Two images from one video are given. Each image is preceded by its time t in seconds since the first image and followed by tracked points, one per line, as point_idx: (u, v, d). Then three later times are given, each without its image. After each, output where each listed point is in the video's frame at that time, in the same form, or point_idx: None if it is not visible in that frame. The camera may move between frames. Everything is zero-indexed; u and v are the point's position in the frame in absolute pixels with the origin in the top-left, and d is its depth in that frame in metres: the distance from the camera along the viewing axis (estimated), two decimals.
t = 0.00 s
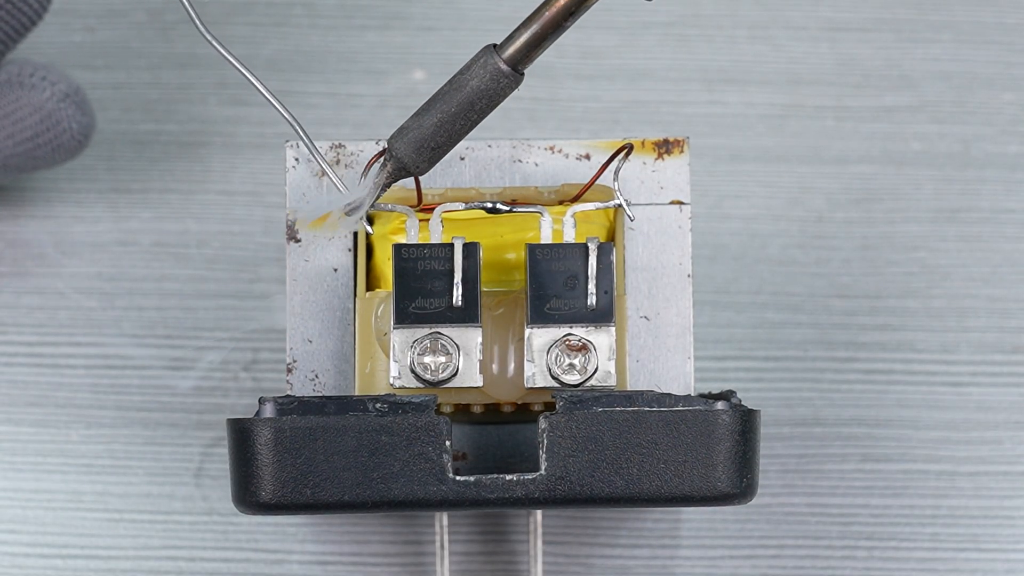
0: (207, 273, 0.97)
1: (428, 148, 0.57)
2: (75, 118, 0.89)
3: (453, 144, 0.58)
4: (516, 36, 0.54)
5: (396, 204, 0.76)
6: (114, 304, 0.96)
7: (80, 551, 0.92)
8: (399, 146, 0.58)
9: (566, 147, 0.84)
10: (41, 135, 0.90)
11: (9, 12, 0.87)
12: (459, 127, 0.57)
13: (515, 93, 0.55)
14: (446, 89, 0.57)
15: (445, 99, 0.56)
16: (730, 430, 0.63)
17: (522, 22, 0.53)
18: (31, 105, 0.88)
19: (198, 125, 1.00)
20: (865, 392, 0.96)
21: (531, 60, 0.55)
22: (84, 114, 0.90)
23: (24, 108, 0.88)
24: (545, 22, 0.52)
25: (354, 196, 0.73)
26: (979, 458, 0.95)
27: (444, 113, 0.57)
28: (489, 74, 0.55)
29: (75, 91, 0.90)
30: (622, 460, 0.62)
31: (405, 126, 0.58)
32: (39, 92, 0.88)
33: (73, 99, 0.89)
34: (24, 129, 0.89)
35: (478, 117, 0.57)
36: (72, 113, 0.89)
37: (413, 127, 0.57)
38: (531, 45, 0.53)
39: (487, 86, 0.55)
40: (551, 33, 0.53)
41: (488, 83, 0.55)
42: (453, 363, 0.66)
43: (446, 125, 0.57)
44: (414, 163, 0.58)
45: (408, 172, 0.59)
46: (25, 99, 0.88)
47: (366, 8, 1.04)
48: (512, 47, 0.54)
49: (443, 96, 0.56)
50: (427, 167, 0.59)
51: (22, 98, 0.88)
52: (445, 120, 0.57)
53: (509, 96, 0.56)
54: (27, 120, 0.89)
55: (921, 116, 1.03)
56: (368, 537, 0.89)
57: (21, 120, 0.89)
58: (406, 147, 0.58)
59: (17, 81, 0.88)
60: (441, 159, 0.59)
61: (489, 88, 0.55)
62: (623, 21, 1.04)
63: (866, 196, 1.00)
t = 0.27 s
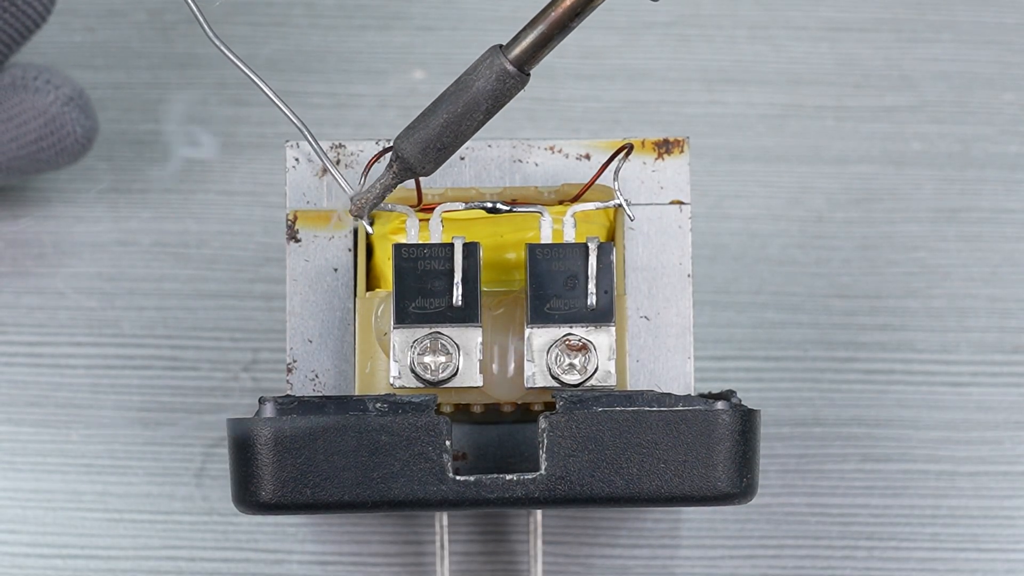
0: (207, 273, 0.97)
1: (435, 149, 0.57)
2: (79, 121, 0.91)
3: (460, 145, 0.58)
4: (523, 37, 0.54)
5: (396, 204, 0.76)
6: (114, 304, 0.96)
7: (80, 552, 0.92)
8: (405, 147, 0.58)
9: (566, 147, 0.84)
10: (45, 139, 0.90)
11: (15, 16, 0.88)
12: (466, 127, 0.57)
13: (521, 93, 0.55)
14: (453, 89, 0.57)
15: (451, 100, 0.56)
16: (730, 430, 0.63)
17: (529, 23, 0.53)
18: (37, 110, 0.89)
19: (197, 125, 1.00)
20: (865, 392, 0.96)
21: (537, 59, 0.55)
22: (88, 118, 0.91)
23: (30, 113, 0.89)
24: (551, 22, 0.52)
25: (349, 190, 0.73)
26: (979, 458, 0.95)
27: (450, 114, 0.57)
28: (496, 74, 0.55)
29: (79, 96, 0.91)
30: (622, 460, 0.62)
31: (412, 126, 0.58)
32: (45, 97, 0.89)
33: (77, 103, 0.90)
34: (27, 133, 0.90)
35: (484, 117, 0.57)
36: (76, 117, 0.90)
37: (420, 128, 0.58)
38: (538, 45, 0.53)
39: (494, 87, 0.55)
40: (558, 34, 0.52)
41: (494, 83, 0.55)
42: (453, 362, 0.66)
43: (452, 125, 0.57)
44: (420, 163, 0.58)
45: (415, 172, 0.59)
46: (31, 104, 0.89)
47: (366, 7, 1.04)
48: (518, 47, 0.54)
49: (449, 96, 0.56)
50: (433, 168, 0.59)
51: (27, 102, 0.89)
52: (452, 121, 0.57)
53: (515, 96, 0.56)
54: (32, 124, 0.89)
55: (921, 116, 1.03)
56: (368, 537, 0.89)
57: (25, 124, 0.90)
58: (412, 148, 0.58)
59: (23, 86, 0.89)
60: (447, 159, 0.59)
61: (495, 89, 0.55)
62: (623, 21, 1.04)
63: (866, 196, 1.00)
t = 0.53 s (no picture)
0: (207, 274, 0.97)
1: (443, 147, 0.58)
2: (80, 122, 0.91)
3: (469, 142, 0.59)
4: (530, 35, 0.54)
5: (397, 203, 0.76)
6: (114, 304, 0.96)
7: (79, 552, 0.92)
8: (415, 144, 0.59)
9: (566, 147, 0.84)
10: (45, 141, 0.90)
11: (15, 17, 0.88)
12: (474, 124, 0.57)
13: (529, 91, 0.55)
14: (462, 87, 0.57)
15: (460, 97, 0.57)
16: (730, 430, 0.63)
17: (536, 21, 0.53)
18: (37, 111, 0.89)
19: (197, 125, 1.00)
20: (865, 392, 0.96)
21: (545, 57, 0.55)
22: (88, 119, 0.92)
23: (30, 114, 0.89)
24: (558, 20, 0.52)
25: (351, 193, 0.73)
26: (979, 458, 0.95)
27: (459, 112, 0.57)
28: (503, 72, 0.55)
29: (81, 97, 0.92)
30: (622, 460, 0.62)
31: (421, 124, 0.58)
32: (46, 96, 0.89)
33: (78, 104, 0.90)
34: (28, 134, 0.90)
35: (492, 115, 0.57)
36: (77, 118, 0.90)
37: (428, 125, 0.58)
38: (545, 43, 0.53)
39: (502, 85, 0.55)
40: (565, 32, 0.52)
41: (501, 82, 0.55)
42: (453, 362, 0.66)
43: (460, 123, 0.57)
44: (429, 160, 0.59)
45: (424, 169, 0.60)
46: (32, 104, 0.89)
47: (366, 7, 1.04)
48: (526, 45, 0.54)
49: (457, 94, 0.57)
50: (442, 165, 0.59)
51: (28, 103, 0.89)
52: (460, 119, 0.57)
53: (523, 94, 0.56)
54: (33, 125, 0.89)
55: (921, 115, 1.03)
56: (369, 537, 0.89)
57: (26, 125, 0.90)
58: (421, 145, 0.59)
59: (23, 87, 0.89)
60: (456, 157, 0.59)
61: (503, 87, 0.55)
62: (623, 21, 1.04)
63: (866, 196, 1.00)
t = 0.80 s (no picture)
0: (207, 273, 0.97)
1: (443, 149, 0.58)
2: (86, 126, 0.90)
3: (468, 144, 0.59)
4: (530, 35, 0.54)
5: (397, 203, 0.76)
6: (114, 304, 0.96)
7: (80, 552, 0.92)
8: (414, 146, 0.58)
9: (565, 147, 0.84)
10: (51, 144, 0.90)
11: (21, 19, 0.87)
12: (475, 125, 0.57)
13: (529, 91, 0.55)
14: (462, 87, 0.57)
15: (460, 98, 0.57)
16: (730, 430, 0.63)
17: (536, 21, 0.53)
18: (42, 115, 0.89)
19: (197, 125, 1.00)
20: (865, 392, 0.96)
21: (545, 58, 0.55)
22: (94, 122, 0.91)
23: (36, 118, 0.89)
24: (559, 20, 0.52)
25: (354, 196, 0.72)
26: (979, 458, 0.95)
27: (459, 112, 0.57)
28: (504, 72, 0.55)
29: (86, 100, 0.92)
30: (621, 460, 0.62)
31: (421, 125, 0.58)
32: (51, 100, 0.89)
33: (83, 108, 0.90)
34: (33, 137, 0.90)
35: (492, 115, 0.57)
36: (82, 122, 0.90)
37: (428, 127, 0.58)
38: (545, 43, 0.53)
39: (502, 85, 0.55)
40: (565, 31, 0.52)
41: (502, 81, 0.55)
42: (453, 362, 0.66)
43: (460, 124, 0.57)
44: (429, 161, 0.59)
45: (422, 170, 0.59)
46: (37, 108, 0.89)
47: (366, 7, 1.04)
48: (527, 45, 0.54)
49: (458, 95, 0.57)
50: (441, 167, 0.59)
51: (32, 106, 0.89)
52: (460, 120, 0.57)
53: (523, 94, 0.56)
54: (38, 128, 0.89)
55: (920, 115, 1.03)
56: (369, 537, 0.89)
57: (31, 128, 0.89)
58: (421, 146, 0.58)
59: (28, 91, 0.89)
60: (455, 158, 0.59)
61: (504, 87, 0.55)
62: (623, 21, 1.04)
63: (866, 196, 1.00)
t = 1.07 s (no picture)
0: (207, 273, 0.97)
1: (434, 145, 0.60)
2: (88, 129, 0.90)
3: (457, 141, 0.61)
4: (519, 32, 0.56)
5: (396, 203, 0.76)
6: (114, 304, 0.96)
7: (80, 551, 0.92)
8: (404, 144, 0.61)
9: (565, 147, 0.84)
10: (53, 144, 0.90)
11: (24, 23, 0.87)
12: (466, 122, 0.59)
13: (519, 87, 0.58)
14: (452, 85, 0.59)
15: (450, 95, 0.59)
16: (730, 430, 0.63)
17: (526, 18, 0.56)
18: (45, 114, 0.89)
19: (197, 125, 1.01)
20: (865, 392, 0.96)
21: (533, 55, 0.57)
22: (96, 126, 0.91)
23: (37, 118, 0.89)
24: (548, 16, 0.54)
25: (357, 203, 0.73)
26: (979, 458, 0.95)
27: (449, 109, 0.59)
28: (494, 69, 0.57)
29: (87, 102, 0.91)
30: (622, 460, 0.62)
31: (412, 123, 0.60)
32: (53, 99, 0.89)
33: (86, 111, 0.90)
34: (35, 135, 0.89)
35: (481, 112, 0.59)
36: (84, 124, 0.90)
37: (417, 124, 0.60)
38: (535, 40, 0.56)
39: (492, 81, 0.58)
40: (553, 28, 0.55)
41: (492, 77, 0.57)
42: (453, 362, 0.66)
43: (451, 121, 0.59)
44: (419, 160, 0.61)
45: (411, 168, 0.62)
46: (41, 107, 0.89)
47: (366, 7, 1.04)
48: (516, 42, 0.56)
49: (449, 91, 0.59)
50: (429, 163, 0.61)
51: (35, 109, 0.88)
52: (449, 117, 0.59)
53: (512, 91, 0.58)
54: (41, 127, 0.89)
55: (920, 115, 1.03)
56: (369, 537, 0.89)
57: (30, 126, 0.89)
58: (411, 144, 0.60)
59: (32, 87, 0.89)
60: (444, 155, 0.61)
61: (493, 83, 0.58)
62: (623, 21, 1.04)
63: (866, 196, 1.00)
